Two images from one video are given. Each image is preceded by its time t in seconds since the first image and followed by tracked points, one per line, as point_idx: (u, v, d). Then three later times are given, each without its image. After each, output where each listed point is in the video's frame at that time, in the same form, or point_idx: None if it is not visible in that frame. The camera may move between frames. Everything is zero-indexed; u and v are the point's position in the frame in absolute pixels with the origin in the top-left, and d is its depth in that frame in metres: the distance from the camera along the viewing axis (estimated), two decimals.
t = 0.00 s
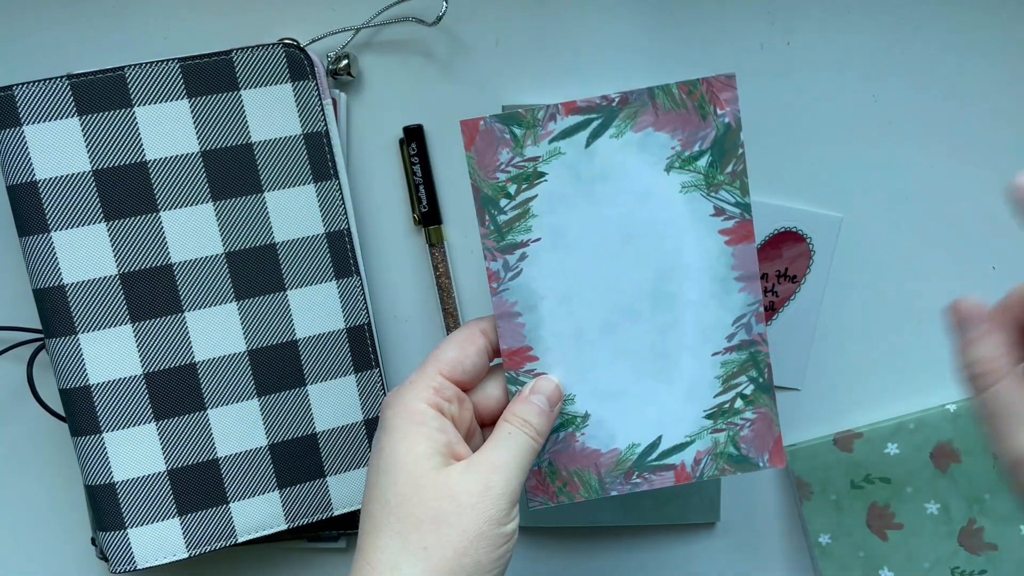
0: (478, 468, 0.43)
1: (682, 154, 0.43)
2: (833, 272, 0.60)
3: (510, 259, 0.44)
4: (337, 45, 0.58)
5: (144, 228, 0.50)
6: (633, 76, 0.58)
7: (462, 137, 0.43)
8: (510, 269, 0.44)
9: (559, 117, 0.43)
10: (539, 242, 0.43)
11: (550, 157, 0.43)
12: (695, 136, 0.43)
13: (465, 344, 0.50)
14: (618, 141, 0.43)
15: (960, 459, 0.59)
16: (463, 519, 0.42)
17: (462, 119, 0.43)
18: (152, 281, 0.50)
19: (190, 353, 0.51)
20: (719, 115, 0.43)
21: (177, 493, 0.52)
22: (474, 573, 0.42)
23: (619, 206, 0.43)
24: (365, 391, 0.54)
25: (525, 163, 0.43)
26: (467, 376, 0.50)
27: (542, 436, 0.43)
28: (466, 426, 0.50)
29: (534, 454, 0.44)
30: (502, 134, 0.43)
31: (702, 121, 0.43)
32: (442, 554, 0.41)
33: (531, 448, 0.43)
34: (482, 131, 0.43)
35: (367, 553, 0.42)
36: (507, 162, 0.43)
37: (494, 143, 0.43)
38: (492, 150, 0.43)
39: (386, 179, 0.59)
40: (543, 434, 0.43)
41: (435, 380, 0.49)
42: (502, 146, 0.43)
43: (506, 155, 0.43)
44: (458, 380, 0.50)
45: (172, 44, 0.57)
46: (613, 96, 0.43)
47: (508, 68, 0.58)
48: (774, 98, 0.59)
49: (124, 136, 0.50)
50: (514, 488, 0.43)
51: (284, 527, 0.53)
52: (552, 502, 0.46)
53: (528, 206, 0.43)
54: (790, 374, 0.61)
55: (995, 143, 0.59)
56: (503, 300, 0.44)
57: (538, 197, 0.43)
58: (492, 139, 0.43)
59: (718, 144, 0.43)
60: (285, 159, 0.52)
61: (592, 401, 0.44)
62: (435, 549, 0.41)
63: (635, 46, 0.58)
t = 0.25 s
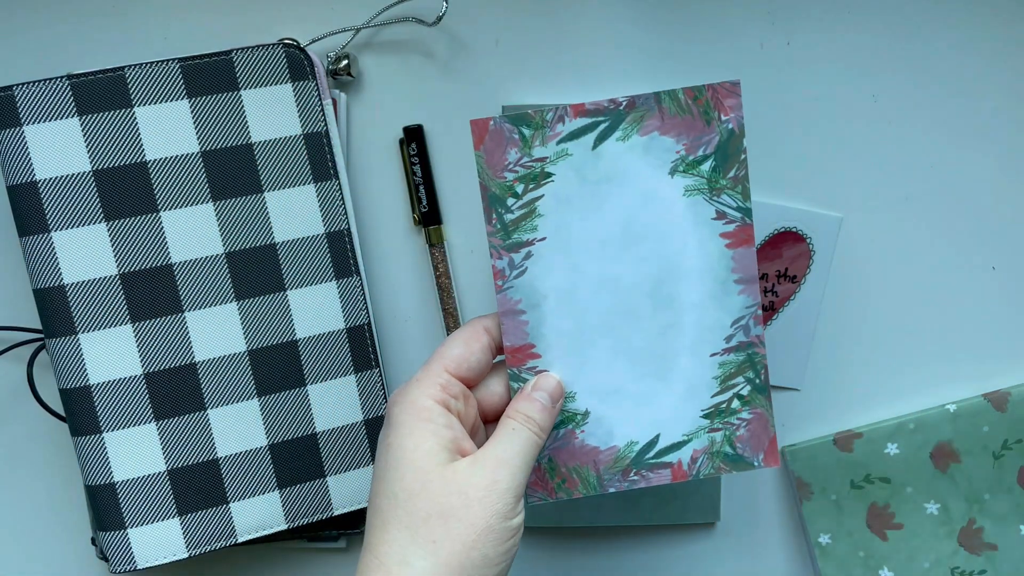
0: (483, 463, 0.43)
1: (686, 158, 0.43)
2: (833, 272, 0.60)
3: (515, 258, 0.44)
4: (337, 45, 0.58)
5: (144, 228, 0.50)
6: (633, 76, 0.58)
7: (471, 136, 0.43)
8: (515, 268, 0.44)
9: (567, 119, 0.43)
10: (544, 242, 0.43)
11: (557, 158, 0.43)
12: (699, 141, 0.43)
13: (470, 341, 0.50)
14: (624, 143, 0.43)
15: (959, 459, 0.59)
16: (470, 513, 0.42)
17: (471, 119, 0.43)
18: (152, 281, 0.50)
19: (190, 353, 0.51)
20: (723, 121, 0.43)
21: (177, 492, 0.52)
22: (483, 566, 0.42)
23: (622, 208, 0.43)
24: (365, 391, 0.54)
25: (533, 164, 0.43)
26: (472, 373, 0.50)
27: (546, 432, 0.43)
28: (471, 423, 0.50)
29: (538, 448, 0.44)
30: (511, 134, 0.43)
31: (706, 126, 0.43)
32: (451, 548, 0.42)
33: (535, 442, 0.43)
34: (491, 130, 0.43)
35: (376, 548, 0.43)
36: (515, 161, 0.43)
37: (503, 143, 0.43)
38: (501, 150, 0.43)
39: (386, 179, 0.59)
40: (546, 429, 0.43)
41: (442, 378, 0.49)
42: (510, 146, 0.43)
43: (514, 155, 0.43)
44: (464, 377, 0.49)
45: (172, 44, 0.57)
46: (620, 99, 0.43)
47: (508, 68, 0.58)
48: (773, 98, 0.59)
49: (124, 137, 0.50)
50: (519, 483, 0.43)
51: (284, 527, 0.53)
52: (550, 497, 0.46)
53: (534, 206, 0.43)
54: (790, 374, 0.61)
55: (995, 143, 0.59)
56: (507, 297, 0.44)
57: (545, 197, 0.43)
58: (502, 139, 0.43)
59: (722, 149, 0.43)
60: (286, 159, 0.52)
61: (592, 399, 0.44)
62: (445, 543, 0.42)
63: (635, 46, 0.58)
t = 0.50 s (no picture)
0: (496, 448, 0.44)
1: (700, 165, 0.44)
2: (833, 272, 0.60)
3: (532, 255, 0.45)
4: (337, 45, 0.58)
5: (144, 228, 0.50)
6: (633, 75, 0.58)
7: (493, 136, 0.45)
8: (531, 265, 0.45)
9: (586, 122, 0.44)
10: (560, 241, 0.45)
11: (575, 160, 0.45)
12: (713, 149, 0.45)
13: (484, 334, 0.50)
14: (640, 148, 0.44)
15: (959, 459, 0.59)
16: (483, 495, 0.43)
17: (493, 119, 0.44)
18: (152, 281, 0.50)
19: (190, 353, 0.51)
20: (736, 129, 0.45)
21: (177, 493, 0.52)
22: (495, 547, 0.43)
23: (636, 210, 0.45)
24: (365, 391, 0.54)
25: (552, 164, 0.45)
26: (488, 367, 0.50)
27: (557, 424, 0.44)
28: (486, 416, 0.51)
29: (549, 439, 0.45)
30: (532, 135, 0.44)
31: (720, 134, 0.45)
32: (464, 529, 0.43)
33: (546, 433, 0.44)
34: (513, 131, 0.44)
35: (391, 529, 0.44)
36: (535, 162, 0.45)
37: (523, 144, 0.45)
38: (521, 150, 0.45)
39: (386, 179, 0.59)
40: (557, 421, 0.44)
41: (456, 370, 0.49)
42: (531, 147, 0.44)
43: (534, 156, 0.44)
44: (480, 370, 0.50)
45: (172, 44, 0.57)
46: (637, 106, 0.44)
47: (508, 69, 0.58)
48: (773, 98, 0.59)
49: (124, 137, 0.50)
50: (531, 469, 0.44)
51: (283, 527, 0.53)
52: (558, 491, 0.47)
53: (552, 205, 0.44)
54: (790, 373, 0.61)
55: (994, 143, 0.59)
56: (523, 294, 0.45)
57: (562, 197, 0.44)
58: (522, 140, 0.44)
59: (734, 156, 0.45)
60: (286, 160, 0.52)
61: (603, 395, 0.46)
62: (459, 523, 0.43)
63: (635, 46, 0.58)
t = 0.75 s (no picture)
0: (534, 425, 0.45)
1: (740, 157, 0.45)
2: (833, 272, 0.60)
3: (574, 241, 0.45)
4: (337, 45, 0.58)
5: (144, 228, 0.50)
6: (633, 76, 0.58)
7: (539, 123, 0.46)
8: (573, 250, 0.45)
9: (631, 113, 0.45)
10: (602, 228, 0.45)
11: (618, 149, 0.45)
12: (754, 142, 0.45)
13: (525, 317, 0.50)
14: (682, 140, 0.45)
15: (959, 459, 0.59)
16: (519, 470, 0.44)
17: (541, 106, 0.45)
18: (152, 281, 0.50)
19: (190, 353, 0.51)
20: (777, 124, 0.45)
21: (177, 493, 0.52)
22: (529, 521, 0.45)
23: (676, 199, 0.45)
24: (365, 392, 0.54)
25: (596, 152, 0.45)
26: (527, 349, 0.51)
27: (595, 405, 0.45)
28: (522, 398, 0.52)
29: (585, 423, 0.45)
30: (578, 123, 0.45)
31: (761, 128, 0.45)
32: (500, 502, 0.44)
33: (584, 413, 0.44)
34: (560, 118, 0.45)
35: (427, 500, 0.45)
36: (580, 150, 0.45)
37: (570, 132, 0.45)
38: (567, 137, 0.45)
39: (386, 179, 0.59)
40: (595, 402, 0.45)
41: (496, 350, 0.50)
42: (576, 135, 0.45)
43: (578, 143, 0.45)
44: (519, 352, 0.51)
45: (172, 44, 0.57)
46: (681, 98, 0.45)
47: (508, 69, 0.58)
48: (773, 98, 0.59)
49: (124, 137, 0.50)
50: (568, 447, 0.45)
51: (284, 527, 0.53)
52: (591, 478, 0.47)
53: (595, 192, 0.45)
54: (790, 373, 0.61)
55: (994, 143, 0.60)
56: (564, 278, 0.45)
57: (606, 184, 0.45)
58: (568, 128, 0.45)
59: (774, 150, 0.45)
60: (286, 160, 0.52)
61: (638, 381, 0.46)
62: (496, 496, 0.44)
63: (635, 47, 0.58)
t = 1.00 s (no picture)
0: (526, 409, 0.44)
1: (731, 148, 0.44)
2: (832, 272, 0.60)
3: (567, 229, 0.44)
4: (337, 45, 0.58)
5: (144, 229, 0.50)
6: (633, 76, 0.58)
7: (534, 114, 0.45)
8: (565, 239, 0.44)
9: (624, 103, 0.44)
10: (595, 217, 0.44)
11: (613, 139, 0.44)
12: (745, 135, 0.44)
13: (516, 305, 0.50)
14: (675, 130, 0.44)
15: (959, 459, 0.59)
16: (510, 454, 0.44)
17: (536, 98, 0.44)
18: (152, 281, 0.51)
19: (190, 353, 0.51)
20: (767, 117, 0.44)
21: (177, 493, 0.52)
22: (518, 501, 0.44)
23: (663, 186, 0.44)
24: (365, 391, 0.54)
25: (590, 143, 0.44)
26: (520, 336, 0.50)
27: (586, 390, 0.44)
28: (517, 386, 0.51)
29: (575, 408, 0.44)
30: (571, 113, 0.44)
31: (752, 122, 0.44)
32: (492, 485, 0.44)
33: (575, 398, 0.43)
34: (553, 109, 0.44)
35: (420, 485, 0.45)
36: (573, 140, 0.44)
37: (562, 122, 0.44)
38: (559, 128, 0.44)
39: (386, 179, 0.59)
40: (588, 387, 0.44)
41: (488, 337, 0.49)
42: (569, 125, 0.44)
43: (573, 134, 0.44)
44: (512, 338, 0.50)
45: (172, 44, 0.57)
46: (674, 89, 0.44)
47: (508, 69, 0.58)
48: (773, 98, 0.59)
49: (124, 137, 0.50)
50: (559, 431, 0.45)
51: (284, 527, 0.53)
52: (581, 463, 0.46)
53: (589, 182, 0.44)
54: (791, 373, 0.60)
55: (994, 143, 0.60)
56: (554, 267, 0.44)
57: (599, 175, 0.44)
58: (563, 117, 0.44)
59: (766, 144, 0.44)
60: (286, 160, 0.52)
61: (626, 369, 0.45)
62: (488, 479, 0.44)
63: (635, 47, 0.58)
